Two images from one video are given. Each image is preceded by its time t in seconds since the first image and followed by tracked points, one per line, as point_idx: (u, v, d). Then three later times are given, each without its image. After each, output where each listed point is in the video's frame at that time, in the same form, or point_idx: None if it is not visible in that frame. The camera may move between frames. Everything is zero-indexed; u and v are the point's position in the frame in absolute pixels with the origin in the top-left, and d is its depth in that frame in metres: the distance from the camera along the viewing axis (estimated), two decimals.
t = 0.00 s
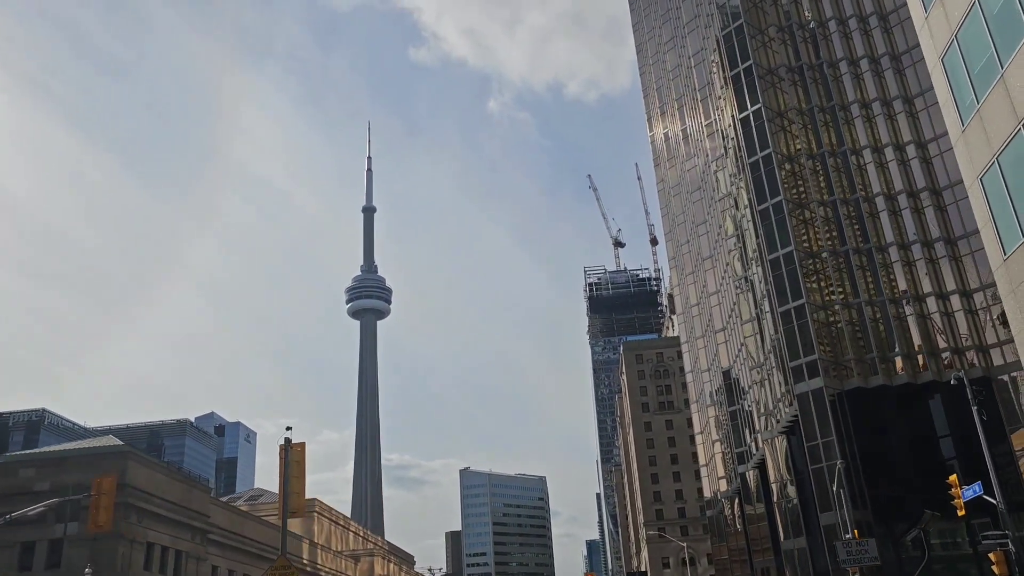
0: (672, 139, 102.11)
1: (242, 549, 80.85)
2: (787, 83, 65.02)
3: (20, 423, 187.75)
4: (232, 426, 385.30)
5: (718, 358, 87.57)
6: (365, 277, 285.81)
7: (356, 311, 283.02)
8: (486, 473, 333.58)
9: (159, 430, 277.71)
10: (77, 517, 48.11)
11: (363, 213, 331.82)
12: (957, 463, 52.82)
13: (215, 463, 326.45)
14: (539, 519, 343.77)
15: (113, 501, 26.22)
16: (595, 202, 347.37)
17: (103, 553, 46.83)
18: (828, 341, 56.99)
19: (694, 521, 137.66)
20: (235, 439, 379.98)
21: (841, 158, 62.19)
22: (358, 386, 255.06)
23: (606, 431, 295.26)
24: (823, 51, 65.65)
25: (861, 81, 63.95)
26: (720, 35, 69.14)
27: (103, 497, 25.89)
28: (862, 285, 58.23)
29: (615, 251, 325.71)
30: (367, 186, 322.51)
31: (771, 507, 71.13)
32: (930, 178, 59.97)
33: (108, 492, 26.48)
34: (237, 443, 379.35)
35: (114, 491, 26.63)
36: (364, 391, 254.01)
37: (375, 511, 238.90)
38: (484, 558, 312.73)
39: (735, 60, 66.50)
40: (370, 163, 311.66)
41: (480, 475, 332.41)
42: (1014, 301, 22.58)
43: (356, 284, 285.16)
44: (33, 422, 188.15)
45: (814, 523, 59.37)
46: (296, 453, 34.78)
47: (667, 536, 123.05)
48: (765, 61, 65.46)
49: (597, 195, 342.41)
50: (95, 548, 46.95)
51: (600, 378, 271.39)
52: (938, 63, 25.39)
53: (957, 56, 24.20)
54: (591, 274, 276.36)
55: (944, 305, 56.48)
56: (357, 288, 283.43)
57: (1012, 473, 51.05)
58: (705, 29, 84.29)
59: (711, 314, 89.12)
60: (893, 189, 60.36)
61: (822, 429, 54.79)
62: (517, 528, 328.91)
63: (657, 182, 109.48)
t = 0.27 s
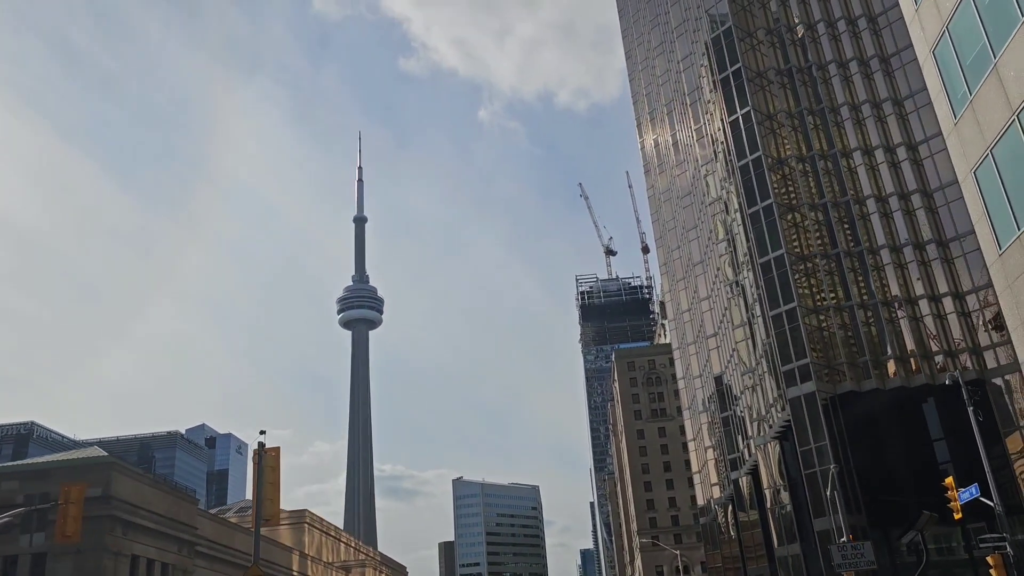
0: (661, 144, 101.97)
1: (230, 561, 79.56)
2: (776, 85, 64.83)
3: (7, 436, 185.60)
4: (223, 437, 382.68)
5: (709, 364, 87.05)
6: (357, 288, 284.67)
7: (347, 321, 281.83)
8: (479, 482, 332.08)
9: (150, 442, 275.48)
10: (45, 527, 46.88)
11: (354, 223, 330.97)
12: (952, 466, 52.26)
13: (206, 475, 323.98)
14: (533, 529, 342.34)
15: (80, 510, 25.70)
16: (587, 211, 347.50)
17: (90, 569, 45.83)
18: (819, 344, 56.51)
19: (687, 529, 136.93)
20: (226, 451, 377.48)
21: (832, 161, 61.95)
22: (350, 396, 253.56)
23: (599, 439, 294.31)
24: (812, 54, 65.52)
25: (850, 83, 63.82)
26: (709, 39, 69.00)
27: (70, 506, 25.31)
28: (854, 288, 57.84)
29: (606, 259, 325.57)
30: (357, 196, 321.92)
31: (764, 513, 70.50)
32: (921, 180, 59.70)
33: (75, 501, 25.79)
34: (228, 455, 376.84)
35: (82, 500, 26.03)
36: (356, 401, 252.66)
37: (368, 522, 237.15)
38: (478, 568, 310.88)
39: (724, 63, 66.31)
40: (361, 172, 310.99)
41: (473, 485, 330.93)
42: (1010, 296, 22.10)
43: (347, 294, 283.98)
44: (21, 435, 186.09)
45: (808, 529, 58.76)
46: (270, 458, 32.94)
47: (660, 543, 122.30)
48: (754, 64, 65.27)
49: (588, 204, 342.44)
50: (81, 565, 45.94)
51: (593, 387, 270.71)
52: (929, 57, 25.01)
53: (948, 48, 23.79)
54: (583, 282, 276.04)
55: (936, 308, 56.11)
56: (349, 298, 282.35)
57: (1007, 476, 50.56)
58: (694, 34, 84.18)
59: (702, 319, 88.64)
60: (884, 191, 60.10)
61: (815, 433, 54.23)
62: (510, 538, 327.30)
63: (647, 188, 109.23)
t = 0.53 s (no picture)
0: (661, 149, 101.55)
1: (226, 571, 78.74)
2: (776, 89, 64.41)
3: (7, 447, 184.66)
4: (223, 448, 381.41)
5: (710, 370, 86.32)
6: (358, 297, 284.06)
7: (348, 330, 281.13)
8: (480, 492, 330.73)
9: (150, 453, 274.30)
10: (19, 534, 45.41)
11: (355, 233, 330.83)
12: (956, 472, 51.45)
13: (206, 485, 322.73)
14: (534, 539, 340.65)
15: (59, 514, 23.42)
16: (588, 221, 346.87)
17: None
18: (821, 349, 55.82)
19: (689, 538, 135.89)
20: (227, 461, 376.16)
21: (832, 164, 61.46)
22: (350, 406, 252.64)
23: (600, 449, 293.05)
24: (811, 57, 65.09)
25: (850, 86, 63.38)
26: (708, 43, 68.64)
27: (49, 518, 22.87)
28: (855, 292, 57.20)
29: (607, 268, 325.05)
30: (358, 205, 321.95)
31: (766, 521, 69.67)
32: (923, 183, 59.09)
33: (50, 508, 23.59)
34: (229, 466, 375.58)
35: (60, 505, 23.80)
36: (357, 410, 251.65)
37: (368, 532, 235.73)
38: None
39: (723, 67, 65.92)
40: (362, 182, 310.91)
41: (474, 494, 329.54)
42: (1016, 293, 21.47)
43: (348, 304, 283.32)
44: (20, 445, 185.11)
45: (811, 537, 57.96)
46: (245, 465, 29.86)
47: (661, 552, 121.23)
48: (753, 67, 64.88)
49: (589, 213, 342.05)
50: None
51: (594, 396, 269.72)
52: (930, 49, 24.45)
53: (950, 40, 23.23)
54: (583, 291, 275.46)
55: (939, 312, 55.43)
56: (349, 308, 281.75)
57: (1013, 482, 49.70)
58: (692, 39, 83.84)
59: (702, 326, 87.95)
60: (884, 194, 59.53)
61: (817, 439, 53.52)
62: (512, 548, 325.57)
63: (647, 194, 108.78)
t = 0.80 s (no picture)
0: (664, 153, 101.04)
1: None
2: (779, 90, 63.86)
3: (10, 451, 184.32)
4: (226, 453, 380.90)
5: (712, 375, 85.58)
6: (361, 303, 283.73)
7: (351, 336, 280.66)
8: (483, 498, 329.62)
9: (153, 457, 273.82)
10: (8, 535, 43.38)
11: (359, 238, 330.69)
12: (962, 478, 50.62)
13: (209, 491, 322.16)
14: (537, 546, 339.21)
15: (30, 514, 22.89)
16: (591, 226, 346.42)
17: None
18: (824, 353, 55.10)
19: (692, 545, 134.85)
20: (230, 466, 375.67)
21: (835, 166, 60.84)
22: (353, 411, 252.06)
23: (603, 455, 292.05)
24: (815, 58, 64.50)
25: (854, 88, 62.78)
26: (711, 45, 68.12)
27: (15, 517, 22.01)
28: (859, 296, 56.51)
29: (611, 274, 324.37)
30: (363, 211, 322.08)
31: (769, 528, 68.83)
32: (928, 186, 58.39)
33: (25, 507, 23.04)
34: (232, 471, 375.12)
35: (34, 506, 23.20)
36: (360, 416, 250.98)
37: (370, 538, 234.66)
38: None
39: (726, 68, 65.39)
40: (366, 187, 310.89)
41: (477, 500, 328.44)
42: None
43: (352, 309, 282.86)
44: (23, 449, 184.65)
45: (814, 543, 57.17)
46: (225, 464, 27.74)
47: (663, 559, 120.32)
48: (756, 69, 64.35)
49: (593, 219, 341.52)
50: None
51: (597, 402, 268.72)
52: (936, 42, 23.87)
53: (957, 33, 22.65)
54: (587, 297, 274.78)
55: (944, 316, 54.69)
56: (353, 313, 281.37)
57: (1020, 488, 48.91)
58: (695, 41, 83.34)
59: (705, 330, 87.23)
60: (889, 197, 58.84)
61: (820, 444, 52.78)
62: (514, 555, 324.10)
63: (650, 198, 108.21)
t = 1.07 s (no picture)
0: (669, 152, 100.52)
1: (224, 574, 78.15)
2: (785, 90, 63.31)
3: (15, 448, 184.12)
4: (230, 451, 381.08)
5: (716, 377, 84.87)
6: (366, 303, 283.65)
7: (357, 336, 280.41)
8: (486, 500, 329.16)
9: (157, 455, 273.69)
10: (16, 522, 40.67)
11: (365, 239, 330.76)
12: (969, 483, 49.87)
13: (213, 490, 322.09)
14: (540, 548, 338.48)
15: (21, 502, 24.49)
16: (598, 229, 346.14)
17: None
18: (830, 354, 54.44)
19: (695, 548, 134.05)
20: (234, 466, 375.93)
21: (842, 166, 60.20)
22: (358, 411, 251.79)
23: (607, 458, 291.29)
24: (822, 57, 63.87)
25: (861, 88, 62.13)
26: (717, 44, 67.62)
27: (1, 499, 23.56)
28: (865, 297, 55.84)
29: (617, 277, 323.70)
30: (369, 211, 322.02)
31: (772, 531, 68.13)
32: (936, 187, 57.67)
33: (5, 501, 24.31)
34: (236, 470, 375.38)
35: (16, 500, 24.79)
36: (365, 416, 250.86)
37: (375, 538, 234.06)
38: None
39: (732, 67, 64.89)
40: (372, 187, 310.88)
41: (480, 502, 328.15)
42: None
43: (358, 310, 282.65)
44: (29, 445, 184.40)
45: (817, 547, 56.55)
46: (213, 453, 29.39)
47: (665, 562, 119.56)
48: (762, 68, 63.83)
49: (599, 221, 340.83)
50: None
51: (602, 405, 267.93)
52: (945, 31, 23.32)
53: (967, 21, 22.08)
54: (593, 299, 273.99)
55: (952, 318, 53.94)
56: (359, 314, 281.11)
57: None
58: (702, 40, 82.76)
59: (709, 331, 86.55)
60: (896, 197, 58.17)
61: (824, 448, 52.16)
62: (517, 557, 323.40)
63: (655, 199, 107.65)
